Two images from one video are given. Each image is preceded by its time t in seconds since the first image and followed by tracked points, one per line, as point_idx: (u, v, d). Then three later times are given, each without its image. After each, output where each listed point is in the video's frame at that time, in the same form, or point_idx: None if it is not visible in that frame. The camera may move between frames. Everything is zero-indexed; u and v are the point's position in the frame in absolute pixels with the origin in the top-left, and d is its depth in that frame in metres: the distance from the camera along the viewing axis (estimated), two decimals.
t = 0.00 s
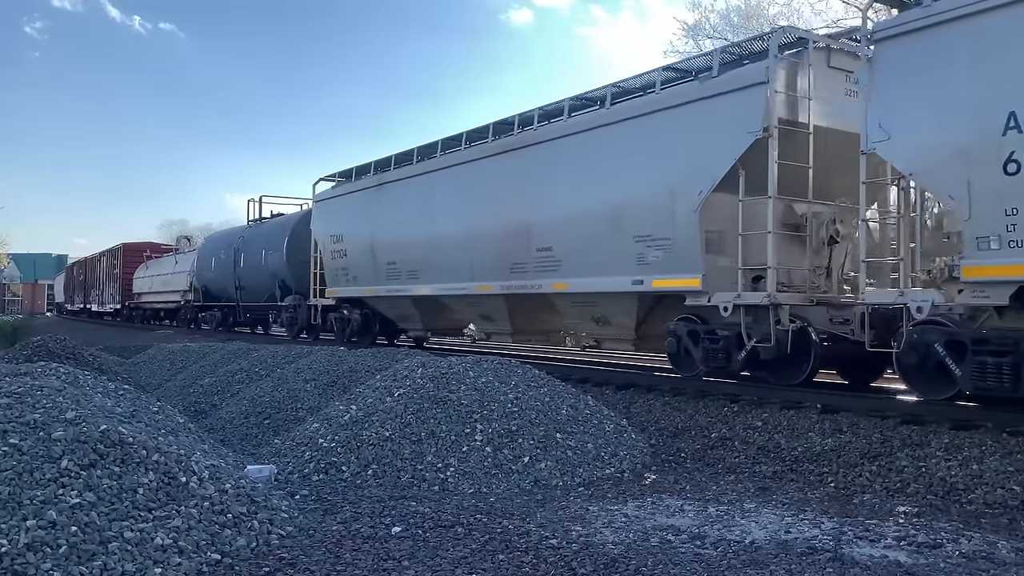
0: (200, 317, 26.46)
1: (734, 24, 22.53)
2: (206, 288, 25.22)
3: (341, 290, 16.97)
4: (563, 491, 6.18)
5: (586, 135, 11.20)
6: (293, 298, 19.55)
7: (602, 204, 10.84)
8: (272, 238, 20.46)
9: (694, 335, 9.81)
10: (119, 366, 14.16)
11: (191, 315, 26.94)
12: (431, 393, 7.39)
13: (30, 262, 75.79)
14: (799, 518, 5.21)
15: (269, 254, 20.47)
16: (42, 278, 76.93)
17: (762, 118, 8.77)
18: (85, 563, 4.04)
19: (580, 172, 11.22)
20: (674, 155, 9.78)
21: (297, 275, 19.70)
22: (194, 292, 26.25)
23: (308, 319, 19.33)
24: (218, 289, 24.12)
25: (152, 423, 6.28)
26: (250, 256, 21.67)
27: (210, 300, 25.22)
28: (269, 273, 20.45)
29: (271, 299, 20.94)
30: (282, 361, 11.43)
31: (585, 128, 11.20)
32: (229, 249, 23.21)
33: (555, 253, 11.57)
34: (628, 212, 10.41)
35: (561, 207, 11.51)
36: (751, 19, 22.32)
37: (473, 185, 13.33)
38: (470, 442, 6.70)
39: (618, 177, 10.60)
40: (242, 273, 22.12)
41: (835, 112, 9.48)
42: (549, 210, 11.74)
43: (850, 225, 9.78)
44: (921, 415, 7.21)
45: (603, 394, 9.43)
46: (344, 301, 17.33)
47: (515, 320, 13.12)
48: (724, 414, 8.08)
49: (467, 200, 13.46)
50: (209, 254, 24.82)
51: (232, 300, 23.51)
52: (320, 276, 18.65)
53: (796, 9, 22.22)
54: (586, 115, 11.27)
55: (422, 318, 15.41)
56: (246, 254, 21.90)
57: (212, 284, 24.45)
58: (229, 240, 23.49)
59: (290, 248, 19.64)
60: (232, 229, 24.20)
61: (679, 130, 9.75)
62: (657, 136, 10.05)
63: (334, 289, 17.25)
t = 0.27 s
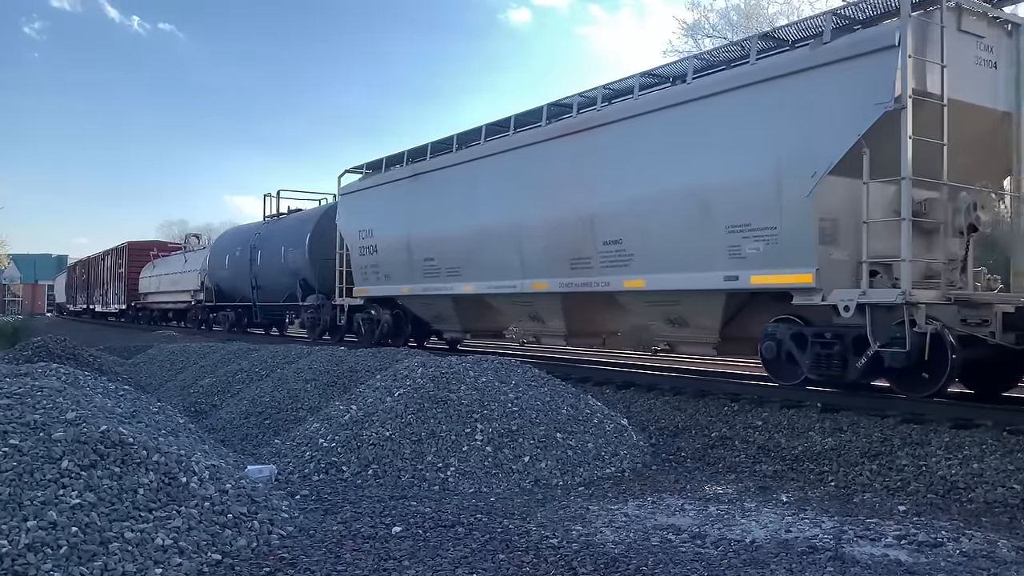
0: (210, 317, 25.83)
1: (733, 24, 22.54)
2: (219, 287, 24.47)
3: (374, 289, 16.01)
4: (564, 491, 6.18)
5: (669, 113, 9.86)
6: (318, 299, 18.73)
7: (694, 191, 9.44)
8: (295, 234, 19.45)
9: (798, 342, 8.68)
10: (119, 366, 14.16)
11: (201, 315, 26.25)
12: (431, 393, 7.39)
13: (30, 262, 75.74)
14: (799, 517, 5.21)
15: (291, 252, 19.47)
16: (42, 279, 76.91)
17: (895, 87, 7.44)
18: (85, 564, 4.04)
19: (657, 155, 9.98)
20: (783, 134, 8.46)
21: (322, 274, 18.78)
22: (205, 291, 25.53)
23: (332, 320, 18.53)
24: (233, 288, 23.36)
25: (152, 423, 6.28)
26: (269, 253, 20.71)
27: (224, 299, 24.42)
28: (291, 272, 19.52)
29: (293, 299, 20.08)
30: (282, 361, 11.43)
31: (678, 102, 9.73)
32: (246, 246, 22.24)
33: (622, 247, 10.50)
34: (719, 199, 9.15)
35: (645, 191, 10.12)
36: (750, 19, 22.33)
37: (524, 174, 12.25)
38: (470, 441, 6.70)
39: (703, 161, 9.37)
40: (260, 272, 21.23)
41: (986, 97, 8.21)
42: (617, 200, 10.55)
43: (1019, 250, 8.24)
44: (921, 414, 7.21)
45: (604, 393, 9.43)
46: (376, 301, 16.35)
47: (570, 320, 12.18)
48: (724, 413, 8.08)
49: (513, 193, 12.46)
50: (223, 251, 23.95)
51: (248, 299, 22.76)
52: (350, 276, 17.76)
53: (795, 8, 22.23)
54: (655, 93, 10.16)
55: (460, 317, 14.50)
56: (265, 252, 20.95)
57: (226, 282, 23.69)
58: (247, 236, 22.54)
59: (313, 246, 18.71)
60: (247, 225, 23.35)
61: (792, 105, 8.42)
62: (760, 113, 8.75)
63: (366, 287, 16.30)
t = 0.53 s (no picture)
0: (222, 318, 24.97)
1: (733, 23, 22.57)
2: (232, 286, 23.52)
3: (406, 288, 14.77)
4: (564, 490, 6.18)
5: (756, 87, 8.66)
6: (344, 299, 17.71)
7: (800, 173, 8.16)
8: (319, 230, 18.44)
9: (932, 346, 7.47)
10: (119, 366, 14.16)
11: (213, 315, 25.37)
12: (432, 392, 7.39)
13: (30, 263, 75.71)
14: (800, 516, 5.21)
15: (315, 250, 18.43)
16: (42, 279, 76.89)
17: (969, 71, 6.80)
18: (86, 564, 4.05)
19: (749, 134, 8.69)
20: (911, 104, 7.22)
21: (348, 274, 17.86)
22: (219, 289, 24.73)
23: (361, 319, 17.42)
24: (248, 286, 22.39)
25: (153, 423, 6.27)
26: (289, 249, 19.74)
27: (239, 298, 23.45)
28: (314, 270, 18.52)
29: (315, 298, 19.05)
30: (283, 360, 11.43)
31: (770, 74, 8.48)
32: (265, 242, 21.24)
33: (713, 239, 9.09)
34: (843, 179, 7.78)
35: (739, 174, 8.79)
36: (750, 18, 22.37)
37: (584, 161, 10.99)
38: (470, 441, 6.71)
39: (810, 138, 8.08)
40: (281, 270, 20.14)
41: None
42: (702, 185, 9.19)
43: None
44: (921, 413, 7.20)
45: (604, 393, 9.43)
46: (404, 300, 15.20)
47: (637, 320, 10.85)
48: (725, 412, 8.07)
49: (534, 187, 11.83)
50: (237, 248, 22.95)
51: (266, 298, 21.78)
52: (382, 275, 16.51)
53: (795, 7, 22.26)
54: (741, 65, 8.92)
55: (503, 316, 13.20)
56: (285, 250, 19.94)
57: (240, 280, 22.76)
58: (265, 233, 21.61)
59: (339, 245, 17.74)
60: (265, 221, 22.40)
61: (920, 67, 7.17)
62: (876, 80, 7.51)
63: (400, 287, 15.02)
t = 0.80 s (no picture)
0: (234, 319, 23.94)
1: (733, 22, 22.54)
2: (248, 284, 22.33)
3: (445, 285, 13.55)
4: (565, 489, 6.18)
5: (795, 77, 8.06)
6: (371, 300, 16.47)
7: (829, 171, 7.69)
8: (344, 224, 17.14)
9: None
10: (120, 365, 14.15)
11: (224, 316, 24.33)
12: (432, 391, 7.39)
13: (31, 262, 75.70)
14: (800, 515, 5.21)
15: (338, 245, 17.14)
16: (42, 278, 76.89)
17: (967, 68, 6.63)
18: (86, 562, 4.05)
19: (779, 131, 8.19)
20: (909, 102, 7.03)
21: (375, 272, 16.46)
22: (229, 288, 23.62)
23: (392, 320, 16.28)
24: (265, 284, 21.26)
25: (153, 422, 6.26)
26: (310, 245, 18.47)
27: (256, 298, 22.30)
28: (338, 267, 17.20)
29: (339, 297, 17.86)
30: (283, 359, 11.43)
31: (812, 62, 7.86)
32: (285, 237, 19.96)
33: (732, 242, 8.68)
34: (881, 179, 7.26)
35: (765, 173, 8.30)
36: (750, 17, 22.31)
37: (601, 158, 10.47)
38: (471, 439, 6.71)
39: (851, 131, 7.51)
40: (302, 267, 19.03)
41: None
42: (728, 182, 8.71)
43: None
44: (921, 412, 7.21)
45: (605, 391, 9.44)
46: (440, 300, 14.02)
47: (720, 321, 9.45)
48: (725, 411, 8.07)
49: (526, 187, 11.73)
50: (257, 242, 21.75)
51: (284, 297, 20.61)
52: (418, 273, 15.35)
53: (795, 6, 22.23)
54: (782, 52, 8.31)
55: (556, 316, 11.90)
56: (307, 245, 18.71)
57: (256, 278, 21.66)
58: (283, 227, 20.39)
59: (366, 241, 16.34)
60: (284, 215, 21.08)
61: (919, 66, 6.98)
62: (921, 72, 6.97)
63: (438, 285, 13.74)
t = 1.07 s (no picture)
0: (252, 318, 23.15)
1: (733, 20, 22.52)
2: (268, 282, 21.37)
3: (491, 282, 12.68)
4: (566, 488, 6.18)
5: (835, 65, 7.78)
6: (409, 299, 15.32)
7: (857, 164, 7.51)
8: (378, 215, 16.19)
9: None
10: (120, 365, 14.14)
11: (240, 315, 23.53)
12: (433, 390, 7.40)
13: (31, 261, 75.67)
14: (801, 514, 5.22)
15: (371, 239, 16.16)
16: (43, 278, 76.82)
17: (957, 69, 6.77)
18: (87, 562, 4.05)
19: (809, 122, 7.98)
20: (905, 100, 7.13)
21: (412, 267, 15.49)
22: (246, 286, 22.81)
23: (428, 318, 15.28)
24: (285, 281, 20.32)
25: (154, 421, 6.25)
26: (337, 238, 17.49)
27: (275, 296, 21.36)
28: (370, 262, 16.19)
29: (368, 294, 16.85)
30: (284, 358, 11.42)
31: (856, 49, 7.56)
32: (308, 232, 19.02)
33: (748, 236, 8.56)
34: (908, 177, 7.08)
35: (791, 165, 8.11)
36: (750, 15, 22.27)
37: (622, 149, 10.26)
38: (471, 438, 6.71)
39: (852, 130, 7.57)
40: (325, 263, 17.99)
41: None
42: (751, 176, 8.53)
43: None
44: (922, 410, 7.21)
45: (605, 390, 9.44)
46: (485, 297, 13.11)
47: (831, 323, 8.38)
48: (726, 410, 8.07)
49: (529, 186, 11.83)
50: (275, 237, 20.77)
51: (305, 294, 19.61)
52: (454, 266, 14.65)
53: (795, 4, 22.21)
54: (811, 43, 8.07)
55: (619, 317, 10.85)
56: (332, 239, 17.70)
57: (274, 275, 20.72)
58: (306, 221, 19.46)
59: (402, 233, 15.41)
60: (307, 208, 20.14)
61: (915, 66, 7.07)
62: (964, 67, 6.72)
63: (485, 282, 12.81)
